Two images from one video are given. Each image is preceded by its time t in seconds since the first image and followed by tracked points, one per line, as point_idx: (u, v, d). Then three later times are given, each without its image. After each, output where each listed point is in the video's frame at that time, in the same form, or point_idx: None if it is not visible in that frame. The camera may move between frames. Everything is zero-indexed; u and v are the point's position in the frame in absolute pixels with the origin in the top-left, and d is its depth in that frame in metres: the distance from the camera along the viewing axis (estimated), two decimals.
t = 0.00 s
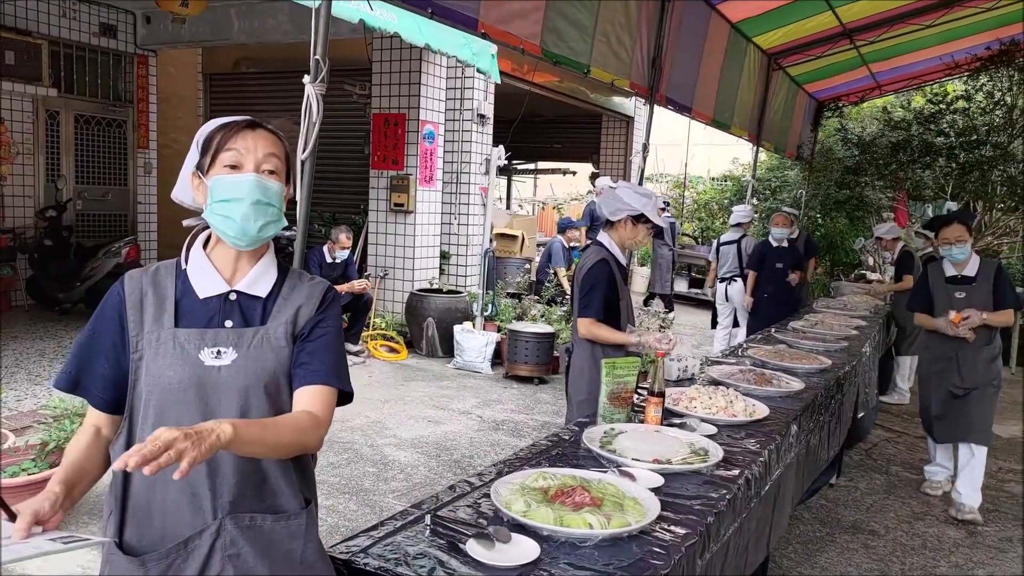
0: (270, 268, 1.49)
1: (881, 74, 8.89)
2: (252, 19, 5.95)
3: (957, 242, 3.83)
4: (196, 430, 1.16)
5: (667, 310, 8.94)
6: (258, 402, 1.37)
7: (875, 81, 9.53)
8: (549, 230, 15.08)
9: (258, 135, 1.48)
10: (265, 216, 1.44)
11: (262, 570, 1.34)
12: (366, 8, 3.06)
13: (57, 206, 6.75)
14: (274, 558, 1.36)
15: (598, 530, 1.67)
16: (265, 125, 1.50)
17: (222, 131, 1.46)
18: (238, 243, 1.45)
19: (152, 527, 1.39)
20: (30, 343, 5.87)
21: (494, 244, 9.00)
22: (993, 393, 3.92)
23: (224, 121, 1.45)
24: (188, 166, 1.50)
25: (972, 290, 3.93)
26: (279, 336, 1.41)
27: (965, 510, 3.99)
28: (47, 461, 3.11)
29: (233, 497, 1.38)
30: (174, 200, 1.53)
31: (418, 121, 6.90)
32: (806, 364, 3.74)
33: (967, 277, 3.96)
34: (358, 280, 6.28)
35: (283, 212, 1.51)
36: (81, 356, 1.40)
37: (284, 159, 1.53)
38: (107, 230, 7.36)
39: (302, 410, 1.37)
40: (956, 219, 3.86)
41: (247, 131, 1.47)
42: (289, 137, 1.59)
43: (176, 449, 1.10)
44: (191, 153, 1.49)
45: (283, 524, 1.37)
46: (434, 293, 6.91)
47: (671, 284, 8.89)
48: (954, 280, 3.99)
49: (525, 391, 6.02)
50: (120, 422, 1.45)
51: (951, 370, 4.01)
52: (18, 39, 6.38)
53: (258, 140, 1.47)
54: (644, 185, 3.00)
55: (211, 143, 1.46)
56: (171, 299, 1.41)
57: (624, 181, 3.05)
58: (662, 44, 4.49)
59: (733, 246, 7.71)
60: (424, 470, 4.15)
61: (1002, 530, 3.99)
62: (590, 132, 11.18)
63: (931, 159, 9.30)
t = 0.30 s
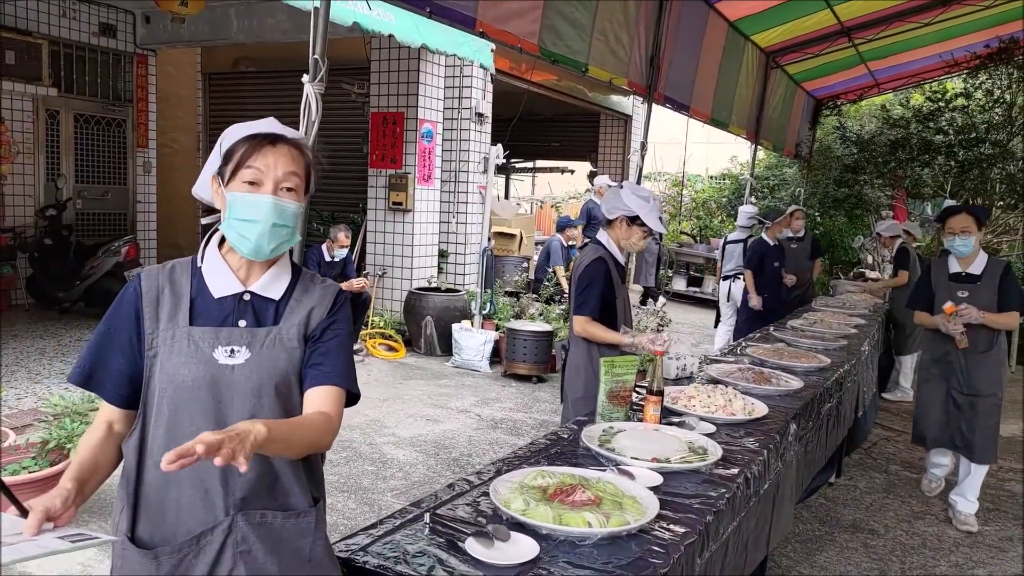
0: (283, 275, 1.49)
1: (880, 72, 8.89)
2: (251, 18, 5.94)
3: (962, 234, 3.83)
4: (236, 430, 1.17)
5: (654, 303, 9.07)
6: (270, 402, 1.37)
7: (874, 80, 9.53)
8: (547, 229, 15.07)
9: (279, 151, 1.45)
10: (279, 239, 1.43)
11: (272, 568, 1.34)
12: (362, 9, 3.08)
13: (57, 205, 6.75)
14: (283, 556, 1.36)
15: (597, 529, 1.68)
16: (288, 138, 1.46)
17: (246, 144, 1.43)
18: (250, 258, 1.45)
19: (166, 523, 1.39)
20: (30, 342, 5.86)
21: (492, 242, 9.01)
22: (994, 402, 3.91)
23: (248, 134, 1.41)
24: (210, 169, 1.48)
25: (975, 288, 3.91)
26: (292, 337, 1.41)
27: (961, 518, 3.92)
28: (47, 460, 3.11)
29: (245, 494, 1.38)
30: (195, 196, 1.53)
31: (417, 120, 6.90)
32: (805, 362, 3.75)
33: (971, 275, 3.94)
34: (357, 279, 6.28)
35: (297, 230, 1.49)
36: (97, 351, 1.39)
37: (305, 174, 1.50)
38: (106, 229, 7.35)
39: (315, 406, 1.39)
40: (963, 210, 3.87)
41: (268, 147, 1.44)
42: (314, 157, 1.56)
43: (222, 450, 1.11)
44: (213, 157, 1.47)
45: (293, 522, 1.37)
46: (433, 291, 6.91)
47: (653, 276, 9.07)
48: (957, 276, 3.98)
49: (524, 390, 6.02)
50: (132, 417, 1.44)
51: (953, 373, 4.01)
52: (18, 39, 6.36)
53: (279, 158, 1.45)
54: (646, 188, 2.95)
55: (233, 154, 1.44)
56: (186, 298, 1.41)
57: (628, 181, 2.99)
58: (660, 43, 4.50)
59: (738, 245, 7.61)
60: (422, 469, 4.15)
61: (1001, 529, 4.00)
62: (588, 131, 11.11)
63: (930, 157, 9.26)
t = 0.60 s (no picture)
0: (290, 273, 1.49)
1: (878, 71, 8.89)
2: (249, 17, 5.93)
3: (947, 234, 3.55)
4: (268, 436, 1.20)
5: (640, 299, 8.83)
6: (278, 404, 1.38)
7: (871, 78, 9.53)
8: (545, 227, 15.05)
9: (283, 145, 1.44)
10: (284, 230, 1.43)
11: (278, 568, 1.34)
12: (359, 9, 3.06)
13: (55, 205, 6.74)
14: (288, 556, 1.36)
15: (596, 527, 1.69)
16: (292, 132, 1.46)
17: (250, 138, 1.43)
18: (257, 253, 1.45)
19: (171, 522, 1.39)
20: (28, 342, 5.86)
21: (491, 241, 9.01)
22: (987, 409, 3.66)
23: (252, 130, 1.41)
24: (215, 167, 1.48)
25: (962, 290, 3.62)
26: (299, 339, 1.41)
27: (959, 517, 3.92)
28: (46, 460, 3.11)
29: (251, 493, 1.38)
30: (203, 196, 1.53)
31: (415, 120, 6.90)
32: (803, 361, 3.75)
33: (958, 277, 3.65)
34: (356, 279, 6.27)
35: (304, 221, 1.49)
36: (103, 349, 1.39)
37: (310, 169, 1.50)
38: (105, 229, 7.34)
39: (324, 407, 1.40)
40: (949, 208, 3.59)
41: (272, 141, 1.44)
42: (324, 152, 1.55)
43: (263, 461, 1.15)
44: (218, 156, 1.47)
45: (299, 522, 1.38)
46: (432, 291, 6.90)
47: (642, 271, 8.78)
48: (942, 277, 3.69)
49: (523, 389, 6.03)
50: (136, 414, 1.44)
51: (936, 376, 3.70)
52: (16, 39, 6.34)
53: (283, 152, 1.44)
54: (643, 186, 2.94)
55: (238, 150, 1.44)
56: (193, 297, 1.41)
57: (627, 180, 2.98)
58: (658, 41, 4.50)
59: (736, 243, 7.54)
60: (422, 468, 4.15)
61: (999, 526, 4.01)
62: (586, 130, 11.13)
63: (928, 155, 9.31)
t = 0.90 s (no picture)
0: (281, 267, 1.48)
1: (874, 69, 8.90)
2: (245, 14, 5.91)
3: (924, 230, 3.45)
4: (242, 421, 1.18)
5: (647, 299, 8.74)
6: (271, 401, 1.37)
7: (868, 77, 9.52)
8: (543, 227, 15.04)
9: (264, 135, 1.45)
10: (272, 221, 1.43)
11: (272, 570, 1.34)
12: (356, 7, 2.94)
13: (49, 203, 6.72)
14: (282, 557, 1.36)
15: (593, 524, 1.69)
16: (273, 123, 1.46)
17: (230, 132, 1.43)
18: (246, 247, 1.45)
19: (162, 526, 1.38)
20: (23, 340, 5.84)
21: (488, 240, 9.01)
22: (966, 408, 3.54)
23: (232, 122, 1.42)
24: (198, 166, 1.49)
25: (938, 284, 3.52)
26: (291, 336, 1.41)
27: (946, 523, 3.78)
28: (40, 460, 3.10)
29: (245, 496, 1.37)
30: (186, 196, 1.53)
31: (412, 118, 6.89)
32: (799, 358, 3.76)
33: (932, 270, 3.55)
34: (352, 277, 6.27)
35: (292, 213, 1.49)
36: (91, 351, 1.38)
37: (293, 159, 1.50)
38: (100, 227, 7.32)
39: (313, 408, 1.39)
40: (925, 203, 3.46)
41: (253, 132, 1.44)
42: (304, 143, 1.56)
43: (231, 438, 1.13)
44: (200, 153, 1.47)
45: (293, 523, 1.38)
46: (429, 289, 6.89)
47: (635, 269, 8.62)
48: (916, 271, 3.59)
49: (520, 387, 6.03)
50: (125, 419, 1.44)
51: (914, 378, 3.63)
52: (9, 35, 6.31)
53: (265, 143, 1.44)
54: (646, 186, 2.95)
55: (219, 144, 1.44)
56: (183, 297, 1.40)
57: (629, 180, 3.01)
58: (656, 40, 4.50)
59: (716, 237, 7.71)
60: (419, 467, 4.15)
61: (992, 522, 4.02)
62: (584, 128, 11.14)
63: (924, 154, 9.36)
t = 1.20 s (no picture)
0: (263, 272, 1.47)
1: (868, 65, 8.92)
2: (237, 13, 5.88)
3: (923, 234, 3.16)
4: (190, 443, 1.15)
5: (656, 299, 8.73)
6: (256, 400, 1.36)
7: (863, 73, 9.50)
8: (538, 224, 15.03)
9: (245, 154, 1.42)
10: (249, 243, 1.42)
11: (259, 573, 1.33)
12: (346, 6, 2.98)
13: (42, 204, 6.70)
14: (270, 560, 1.35)
15: (591, 522, 1.68)
16: (256, 139, 1.42)
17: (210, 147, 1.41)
18: (222, 263, 1.44)
19: (147, 531, 1.37)
20: (17, 341, 5.82)
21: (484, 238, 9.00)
22: (951, 422, 3.17)
23: (210, 138, 1.38)
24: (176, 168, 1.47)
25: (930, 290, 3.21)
26: (275, 334, 1.40)
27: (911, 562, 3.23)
28: (35, 461, 3.09)
29: (230, 499, 1.37)
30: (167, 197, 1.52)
31: (406, 116, 6.87)
32: (796, 354, 3.77)
33: (927, 275, 3.25)
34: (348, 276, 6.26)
35: (273, 230, 1.48)
36: (74, 357, 1.37)
37: (275, 177, 1.48)
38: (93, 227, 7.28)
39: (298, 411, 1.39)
40: (921, 202, 3.16)
41: (234, 150, 1.42)
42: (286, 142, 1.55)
43: (177, 471, 1.10)
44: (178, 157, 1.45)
45: (281, 526, 1.37)
46: (425, 287, 6.88)
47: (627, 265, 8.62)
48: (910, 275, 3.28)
49: (516, 385, 6.03)
50: (112, 425, 1.42)
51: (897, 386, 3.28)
52: None
53: (245, 161, 1.43)
54: (656, 189, 2.90)
55: (198, 158, 1.41)
56: (165, 300, 1.39)
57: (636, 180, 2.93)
58: (651, 36, 4.49)
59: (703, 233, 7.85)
60: (416, 465, 4.14)
61: (988, 515, 4.03)
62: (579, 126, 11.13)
63: (917, 149, 9.41)
